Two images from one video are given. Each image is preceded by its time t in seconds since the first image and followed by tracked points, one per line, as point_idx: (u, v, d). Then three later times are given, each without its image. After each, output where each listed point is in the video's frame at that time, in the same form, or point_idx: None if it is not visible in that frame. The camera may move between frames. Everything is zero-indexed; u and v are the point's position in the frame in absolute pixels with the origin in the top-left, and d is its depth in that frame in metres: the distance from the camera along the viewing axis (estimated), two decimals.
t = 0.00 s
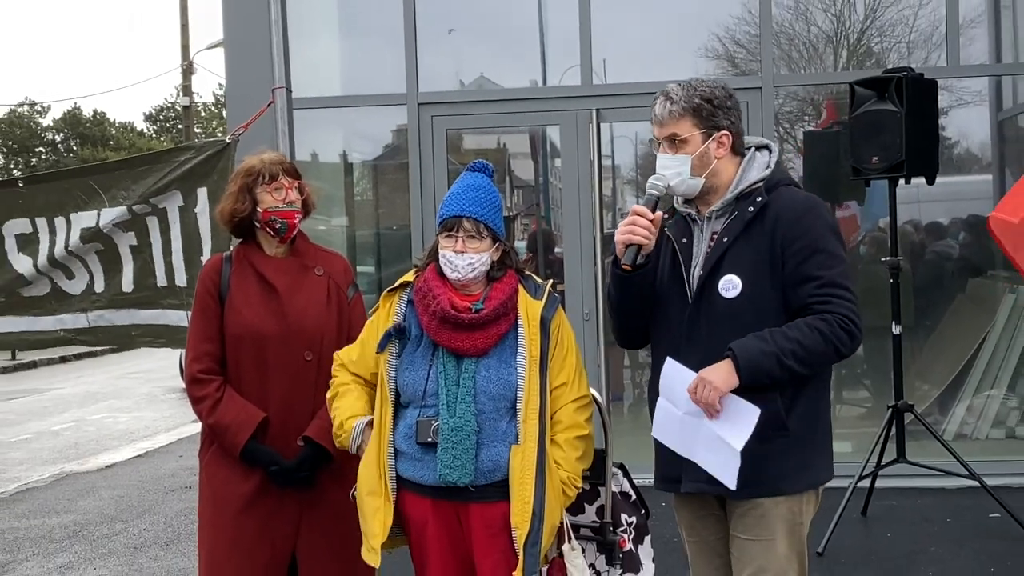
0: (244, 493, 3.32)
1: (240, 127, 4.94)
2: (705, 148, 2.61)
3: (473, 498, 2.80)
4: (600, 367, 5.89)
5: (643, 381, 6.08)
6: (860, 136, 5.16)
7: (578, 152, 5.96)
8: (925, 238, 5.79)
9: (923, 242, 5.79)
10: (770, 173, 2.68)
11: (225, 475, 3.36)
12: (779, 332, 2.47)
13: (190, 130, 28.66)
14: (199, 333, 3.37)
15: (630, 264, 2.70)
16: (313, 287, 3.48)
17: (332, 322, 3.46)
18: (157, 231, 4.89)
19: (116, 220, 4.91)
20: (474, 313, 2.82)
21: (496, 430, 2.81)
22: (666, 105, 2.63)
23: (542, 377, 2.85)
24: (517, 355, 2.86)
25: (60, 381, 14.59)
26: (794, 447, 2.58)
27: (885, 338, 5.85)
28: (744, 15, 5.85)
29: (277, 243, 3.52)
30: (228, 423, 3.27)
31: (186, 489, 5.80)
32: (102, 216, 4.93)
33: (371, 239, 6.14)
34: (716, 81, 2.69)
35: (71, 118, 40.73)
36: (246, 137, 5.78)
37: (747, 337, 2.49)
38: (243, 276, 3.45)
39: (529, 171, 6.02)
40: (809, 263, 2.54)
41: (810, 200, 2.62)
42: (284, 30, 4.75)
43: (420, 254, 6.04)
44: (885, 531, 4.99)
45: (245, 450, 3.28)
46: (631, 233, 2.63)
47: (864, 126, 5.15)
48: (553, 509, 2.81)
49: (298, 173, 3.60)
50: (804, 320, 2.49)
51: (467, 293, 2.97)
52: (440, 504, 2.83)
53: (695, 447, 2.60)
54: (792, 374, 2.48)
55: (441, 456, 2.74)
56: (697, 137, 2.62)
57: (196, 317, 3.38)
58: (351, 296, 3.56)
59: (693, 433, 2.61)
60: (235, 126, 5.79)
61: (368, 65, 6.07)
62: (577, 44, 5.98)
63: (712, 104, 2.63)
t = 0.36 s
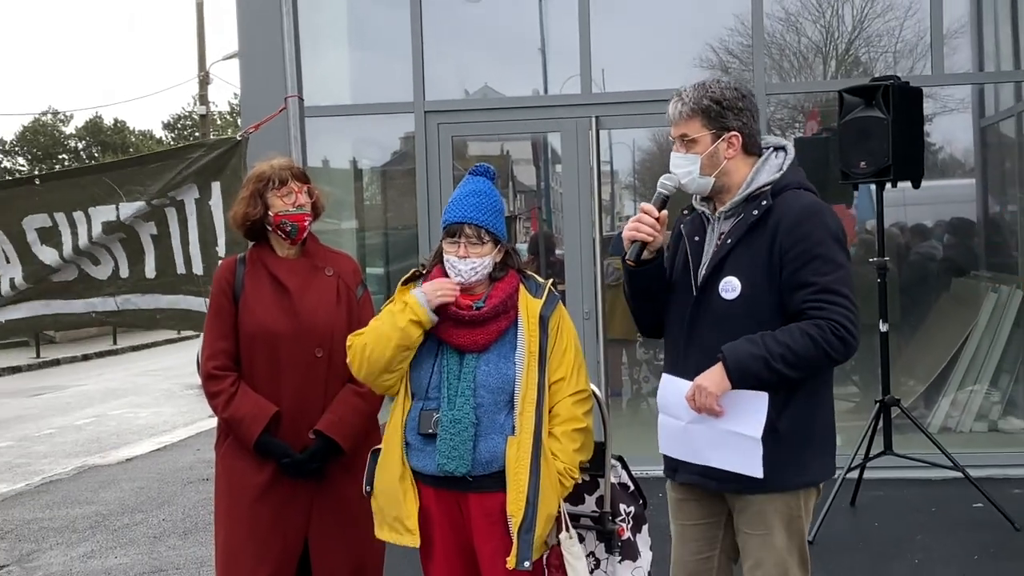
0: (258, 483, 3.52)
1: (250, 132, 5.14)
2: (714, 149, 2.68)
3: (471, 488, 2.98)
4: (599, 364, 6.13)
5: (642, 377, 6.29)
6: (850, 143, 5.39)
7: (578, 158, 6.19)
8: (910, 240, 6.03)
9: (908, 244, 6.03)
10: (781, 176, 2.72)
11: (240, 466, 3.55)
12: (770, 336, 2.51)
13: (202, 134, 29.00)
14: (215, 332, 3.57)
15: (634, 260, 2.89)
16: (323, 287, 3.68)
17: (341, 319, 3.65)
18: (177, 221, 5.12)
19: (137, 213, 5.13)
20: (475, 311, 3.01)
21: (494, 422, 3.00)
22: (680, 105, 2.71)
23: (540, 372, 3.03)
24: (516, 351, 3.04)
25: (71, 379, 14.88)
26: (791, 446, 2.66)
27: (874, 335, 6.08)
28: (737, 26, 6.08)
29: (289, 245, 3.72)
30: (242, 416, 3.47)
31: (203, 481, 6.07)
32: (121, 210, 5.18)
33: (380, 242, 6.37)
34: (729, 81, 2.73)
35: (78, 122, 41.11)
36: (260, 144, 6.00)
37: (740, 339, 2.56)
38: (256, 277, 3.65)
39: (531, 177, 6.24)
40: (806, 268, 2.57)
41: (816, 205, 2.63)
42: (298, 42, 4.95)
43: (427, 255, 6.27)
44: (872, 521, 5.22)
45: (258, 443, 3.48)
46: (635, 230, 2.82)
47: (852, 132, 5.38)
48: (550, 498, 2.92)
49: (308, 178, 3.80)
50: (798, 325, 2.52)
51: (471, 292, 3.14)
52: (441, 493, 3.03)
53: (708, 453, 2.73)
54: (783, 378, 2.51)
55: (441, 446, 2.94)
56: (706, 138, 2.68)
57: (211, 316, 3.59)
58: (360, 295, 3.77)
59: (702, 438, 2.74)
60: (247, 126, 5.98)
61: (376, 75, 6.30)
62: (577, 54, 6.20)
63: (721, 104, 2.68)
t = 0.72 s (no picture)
0: (279, 468, 3.74)
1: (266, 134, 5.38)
2: (718, 146, 2.82)
3: (485, 473, 3.20)
4: (602, 356, 6.40)
5: (643, 369, 6.53)
6: (843, 143, 5.63)
7: (582, 161, 6.43)
8: (900, 236, 6.29)
9: (898, 240, 6.29)
10: (785, 175, 2.83)
11: (261, 452, 3.77)
12: (766, 329, 2.64)
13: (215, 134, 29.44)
14: (238, 325, 3.80)
15: (638, 251, 3.05)
16: (340, 282, 3.91)
17: (357, 314, 3.88)
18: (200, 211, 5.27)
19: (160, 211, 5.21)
20: (491, 304, 3.24)
21: (508, 410, 3.21)
22: (687, 104, 2.85)
23: (549, 364, 3.25)
24: (528, 344, 3.26)
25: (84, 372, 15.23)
26: (787, 438, 2.77)
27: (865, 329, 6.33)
28: (733, 33, 6.33)
29: (306, 242, 3.94)
30: (263, 405, 3.69)
31: (225, 467, 6.51)
32: (142, 210, 5.20)
33: (393, 240, 6.64)
34: (738, 81, 2.85)
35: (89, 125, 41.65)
36: (278, 146, 6.27)
37: (736, 330, 2.69)
38: (276, 273, 3.87)
39: (536, 178, 6.50)
40: (804, 266, 2.68)
41: (818, 205, 2.74)
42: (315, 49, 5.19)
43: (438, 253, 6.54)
44: (864, 505, 5.48)
45: (279, 431, 3.69)
46: (641, 223, 2.99)
47: (846, 134, 5.62)
48: (560, 483, 3.13)
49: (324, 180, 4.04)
50: (793, 319, 2.63)
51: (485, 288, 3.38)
52: (456, 477, 3.25)
53: (703, 439, 2.86)
54: (776, 370, 2.64)
55: (458, 433, 3.16)
56: (712, 135, 2.81)
57: (234, 310, 3.82)
58: (375, 290, 4.01)
59: (697, 424, 2.88)
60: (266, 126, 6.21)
61: (389, 80, 6.56)
62: (581, 60, 6.45)
63: (727, 104, 2.81)
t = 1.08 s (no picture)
0: (316, 447, 3.89)
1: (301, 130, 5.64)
2: (733, 139, 2.93)
3: (513, 453, 3.24)
4: (622, 342, 6.68)
5: (662, 355, 6.80)
6: (853, 137, 5.87)
7: (602, 156, 6.69)
8: (908, 227, 6.54)
9: (906, 230, 6.54)
10: (798, 167, 2.94)
11: (300, 432, 3.92)
12: (784, 312, 2.74)
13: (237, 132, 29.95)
14: (277, 312, 3.93)
15: (656, 240, 3.13)
16: (374, 272, 4.02)
17: (390, 302, 3.99)
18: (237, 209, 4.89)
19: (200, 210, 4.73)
20: (517, 291, 3.26)
21: (535, 393, 3.24)
22: (702, 99, 2.97)
23: (575, 348, 3.27)
24: (554, 329, 3.28)
25: (117, 361, 15.70)
26: (799, 418, 2.87)
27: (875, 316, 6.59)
28: (747, 33, 6.58)
29: (342, 234, 4.07)
30: (301, 388, 3.81)
31: (263, 449, 7.00)
32: (178, 210, 4.70)
33: (422, 232, 6.92)
34: (750, 79, 2.98)
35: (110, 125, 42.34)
36: (314, 143, 6.55)
37: (755, 315, 2.79)
38: (314, 262, 3.99)
39: (558, 172, 6.76)
40: (820, 253, 2.77)
41: (830, 196, 2.83)
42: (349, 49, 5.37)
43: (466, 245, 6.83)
44: (873, 484, 5.73)
45: (316, 412, 3.84)
46: (658, 214, 3.07)
47: (855, 129, 5.86)
48: (585, 463, 3.17)
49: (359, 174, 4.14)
50: (809, 303, 2.73)
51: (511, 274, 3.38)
52: (485, 458, 3.30)
53: (725, 420, 2.96)
54: (793, 351, 2.74)
55: (487, 414, 3.21)
56: (727, 129, 2.93)
57: (273, 298, 3.94)
58: (407, 280, 4.12)
59: (719, 407, 2.97)
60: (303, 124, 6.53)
61: (418, 80, 6.85)
62: (602, 59, 6.71)
63: (740, 98, 2.93)
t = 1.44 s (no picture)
0: (341, 433, 3.88)
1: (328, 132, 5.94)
2: (739, 142, 3.05)
3: (529, 440, 3.33)
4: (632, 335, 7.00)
5: (671, 348, 7.11)
6: (853, 140, 6.15)
7: (613, 157, 7.01)
8: (905, 225, 6.85)
9: (902, 228, 6.86)
10: (800, 169, 3.07)
11: (327, 418, 3.92)
12: (795, 307, 2.85)
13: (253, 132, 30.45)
14: (305, 303, 3.91)
15: (665, 236, 3.27)
16: (398, 267, 3.98)
17: (414, 295, 3.96)
18: (261, 207, 4.77)
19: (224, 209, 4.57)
20: (535, 285, 3.34)
21: (551, 382, 3.32)
22: (708, 104, 3.09)
23: (589, 339, 3.35)
24: (569, 321, 3.36)
25: (142, 352, 16.18)
26: (803, 405, 2.98)
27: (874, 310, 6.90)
28: (751, 40, 6.88)
29: (369, 232, 4.03)
30: (327, 376, 3.81)
31: (291, 434, 7.54)
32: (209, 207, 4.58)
33: (442, 230, 7.22)
34: (753, 83, 3.11)
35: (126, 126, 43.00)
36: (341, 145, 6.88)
37: (767, 310, 2.90)
38: (343, 256, 3.97)
39: (572, 173, 7.07)
40: (826, 250, 2.90)
41: (834, 195, 2.97)
42: (372, 55, 5.37)
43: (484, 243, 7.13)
44: (871, 470, 6.02)
45: (340, 400, 3.82)
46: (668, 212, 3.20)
47: (855, 132, 6.14)
48: (598, 449, 3.25)
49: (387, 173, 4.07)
50: (819, 298, 2.86)
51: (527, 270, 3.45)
52: (504, 445, 3.39)
53: (733, 409, 3.04)
54: (804, 344, 2.86)
55: (506, 402, 3.29)
56: (732, 132, 3.05)
57: (301, 290, 3.94)
58: (430, 275, 4.07)
59: (729, 396, 3.05)
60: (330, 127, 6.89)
61: (438, 85, 7.15)
62: (613, 65, 7.01)
63: (745, 103, 3.05)
